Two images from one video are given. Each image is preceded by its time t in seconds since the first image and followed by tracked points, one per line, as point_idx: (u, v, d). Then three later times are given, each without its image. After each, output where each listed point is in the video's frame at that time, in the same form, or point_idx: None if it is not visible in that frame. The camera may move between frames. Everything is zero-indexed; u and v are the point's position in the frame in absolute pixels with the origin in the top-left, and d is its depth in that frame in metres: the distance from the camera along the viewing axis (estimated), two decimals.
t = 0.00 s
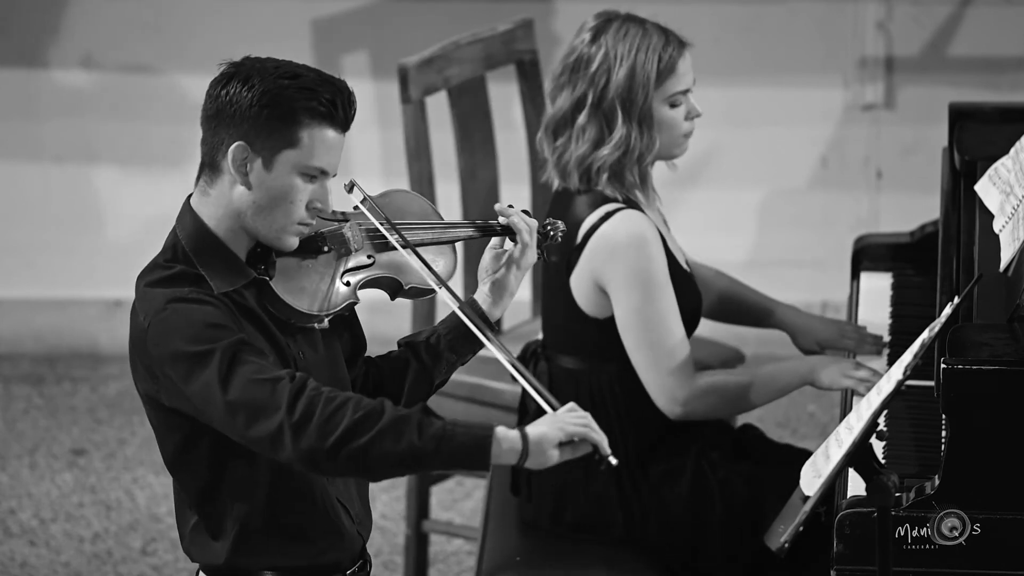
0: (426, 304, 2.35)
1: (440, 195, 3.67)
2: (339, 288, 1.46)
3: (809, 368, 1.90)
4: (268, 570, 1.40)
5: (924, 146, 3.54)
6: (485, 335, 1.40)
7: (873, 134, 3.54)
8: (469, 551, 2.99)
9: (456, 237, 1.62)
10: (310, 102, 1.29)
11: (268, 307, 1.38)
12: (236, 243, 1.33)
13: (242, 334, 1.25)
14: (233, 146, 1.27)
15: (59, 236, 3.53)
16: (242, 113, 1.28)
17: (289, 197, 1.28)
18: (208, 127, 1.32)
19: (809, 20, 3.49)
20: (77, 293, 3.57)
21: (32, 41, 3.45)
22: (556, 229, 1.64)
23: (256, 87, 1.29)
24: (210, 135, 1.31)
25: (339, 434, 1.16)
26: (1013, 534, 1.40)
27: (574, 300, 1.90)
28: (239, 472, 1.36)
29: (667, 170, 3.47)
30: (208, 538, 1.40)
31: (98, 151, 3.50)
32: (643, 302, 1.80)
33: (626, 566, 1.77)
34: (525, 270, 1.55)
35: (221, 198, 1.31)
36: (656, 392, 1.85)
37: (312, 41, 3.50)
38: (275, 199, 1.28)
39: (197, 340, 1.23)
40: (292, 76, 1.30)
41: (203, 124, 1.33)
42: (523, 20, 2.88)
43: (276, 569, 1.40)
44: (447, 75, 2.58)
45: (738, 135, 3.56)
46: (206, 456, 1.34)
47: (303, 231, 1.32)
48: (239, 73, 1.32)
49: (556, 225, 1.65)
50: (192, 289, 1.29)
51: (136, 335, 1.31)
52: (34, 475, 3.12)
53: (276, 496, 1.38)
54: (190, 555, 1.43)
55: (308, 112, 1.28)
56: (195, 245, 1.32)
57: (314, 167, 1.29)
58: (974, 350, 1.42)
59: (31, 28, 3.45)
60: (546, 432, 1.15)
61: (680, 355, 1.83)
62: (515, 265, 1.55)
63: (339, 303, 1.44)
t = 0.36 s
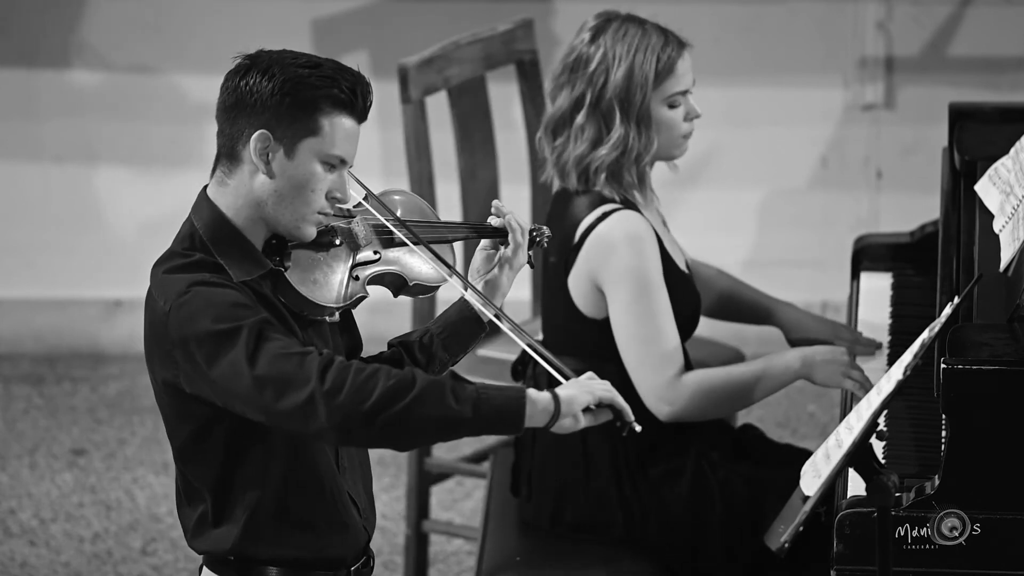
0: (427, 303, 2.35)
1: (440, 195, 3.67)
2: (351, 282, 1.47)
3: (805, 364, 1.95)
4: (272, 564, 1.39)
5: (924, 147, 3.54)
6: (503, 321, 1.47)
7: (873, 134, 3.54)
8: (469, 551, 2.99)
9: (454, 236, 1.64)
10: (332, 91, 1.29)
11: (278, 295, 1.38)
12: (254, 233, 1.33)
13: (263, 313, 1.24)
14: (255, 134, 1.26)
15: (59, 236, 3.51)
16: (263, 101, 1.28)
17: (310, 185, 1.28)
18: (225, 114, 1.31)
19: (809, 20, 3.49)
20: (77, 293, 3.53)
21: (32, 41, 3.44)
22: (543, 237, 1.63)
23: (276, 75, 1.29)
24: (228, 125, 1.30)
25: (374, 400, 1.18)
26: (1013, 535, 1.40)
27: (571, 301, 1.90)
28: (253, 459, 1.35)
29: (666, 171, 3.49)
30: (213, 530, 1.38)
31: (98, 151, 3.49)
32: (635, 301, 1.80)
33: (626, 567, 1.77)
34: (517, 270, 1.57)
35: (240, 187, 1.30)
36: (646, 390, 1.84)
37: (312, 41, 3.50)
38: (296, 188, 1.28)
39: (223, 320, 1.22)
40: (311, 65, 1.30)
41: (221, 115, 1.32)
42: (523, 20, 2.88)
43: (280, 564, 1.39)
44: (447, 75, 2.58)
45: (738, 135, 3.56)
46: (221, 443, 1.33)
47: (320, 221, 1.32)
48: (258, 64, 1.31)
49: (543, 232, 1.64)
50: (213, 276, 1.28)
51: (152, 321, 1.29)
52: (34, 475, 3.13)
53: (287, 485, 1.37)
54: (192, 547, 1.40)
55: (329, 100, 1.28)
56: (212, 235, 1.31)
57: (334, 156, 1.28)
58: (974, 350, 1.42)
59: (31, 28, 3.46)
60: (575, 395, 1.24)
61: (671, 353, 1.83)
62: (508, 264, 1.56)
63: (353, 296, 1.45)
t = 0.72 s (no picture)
0: (427, 303, 2.35)
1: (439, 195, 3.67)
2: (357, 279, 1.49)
3: (805, 394, 1.83)
4: (275, 561, 1.37)
5: (924, 146, 3.54)
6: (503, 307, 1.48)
7: (873, 134, 3.54)
8: (469, 551, 2.99)
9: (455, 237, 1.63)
10: (346, 83, 1.29)
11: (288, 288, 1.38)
12: (267, 225, 1.33)
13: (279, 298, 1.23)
14: (271, 125, 1.26)
15: (58, 236, 3.52)
16: (278, 93, 1.27)
17: (325, 177, 1.27)
18: (238, 106, 1.31)
19: (809, 21, 3.50)
20: (77, 292, 3.54)
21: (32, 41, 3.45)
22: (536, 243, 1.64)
23: (290, 68, 1.29)
24: (242, 118, 1.30)
25: (400, 372, 1.16)
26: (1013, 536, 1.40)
27: (569, 301, 1.89)
28: (265, 450, 1.34)
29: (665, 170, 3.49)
30: (218, 523, 1.36)
31: (99, 151, 3.50)
32: (633, 301, 1.80)
33: (625, 567, 1.77)
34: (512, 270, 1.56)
35: (255, 179, 1.29)
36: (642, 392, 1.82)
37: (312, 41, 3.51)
38: (311, 179, 1.27)
39: (242, 302, 1.20)
40: (325, 58, 1.31)
41: (233, 109, 1.31)
42: (523, 20, 2.88)
43: (284, 561, 1.37)
44: (447, 75, 2.59)
45: (737, 135, 3.56)
46: (234, 431, 1.32)
47: (335, 215, 1.31)
48: (271, 58, 1.31)
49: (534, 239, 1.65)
50: (228, 264, 1.27)
51: (166, 309, 1.26)
52: (34, 475, 3.13)
53: (296, 477, 1.35)
54: (196, 540, 1.38)
55: (343, 92, 1.29)
56: (226, 226, 1.30)
57: (348, 148, 1.28)
58: (974, 350, 1.42)
59: (31, 28, 3.46)
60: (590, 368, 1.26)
61: (668, 356, 1.82)
62: (503, 265, 1.56)
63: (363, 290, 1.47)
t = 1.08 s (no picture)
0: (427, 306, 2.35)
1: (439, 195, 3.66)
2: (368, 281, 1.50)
3: (805, 395, 1.84)
4: (278, 556, 1.37)
5: (924, 146, 3.54)
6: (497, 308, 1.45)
7: (873, 134, 3.55)
8: (469, 551, 2.98)
9: (461, 241, 1.63)
10: (365, 82, 1.31)
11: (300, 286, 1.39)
12: (281, 221, 1.34)
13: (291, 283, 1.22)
14: (290, 121, 1.27)
15: (59, 236, 3.48)
16: (298, 90, 1.29)
17: (342, 175, 1.29)
18: (257, 100, 1.32)
19: (810, 21, 3.50)
20: (77, 292, 3.49)
21: (32, 41, 3.45)
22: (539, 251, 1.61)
23: (310, 66, 1.31)
24: (262, 114, 1.31)
25: (414, 346, 1.17)
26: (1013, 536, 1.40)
27: (569, 300, 1.89)
28: (273, 441, 1.33)
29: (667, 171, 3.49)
30: (224, 514, 1.35)
31: (99, 150, 3.49)
32: (633, 302, 1.80)
33: (624, 567, 1.77)
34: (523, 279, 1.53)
35: (272, 175, 1.30)
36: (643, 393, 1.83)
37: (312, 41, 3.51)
38: (328, 176, 1.28)
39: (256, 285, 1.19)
40: (345, 56, 1.33)
41: (252, 105, 1.32)
42: (523, 19, 2.88)
43: (287, 556, 1.37)
44: (447, 74, 2.58)
45: (738, 135, 3.56)
46: (243, 422, 1.31)
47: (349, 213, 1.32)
48: (290, 56, 1.33)
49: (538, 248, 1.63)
50: (240, 253, 1.27)
51: (177, 296, 1.25)
52: (34, 475, 3.27)
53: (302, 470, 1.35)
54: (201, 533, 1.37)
55: (362, 91, 1.31)
56: (242, 221, 1.32)
57: (365, 147, 1.30)
58: (974, 350, 1.42)
59: (31, 27, 3.45)
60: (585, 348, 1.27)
61: (668, 355, 1.82)
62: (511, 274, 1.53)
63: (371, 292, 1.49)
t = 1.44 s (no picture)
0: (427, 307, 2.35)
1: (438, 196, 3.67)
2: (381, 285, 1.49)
3: (827, 369, 1.84)
4: (281, 555, 1.35)
5: (924, 146, 3.54)
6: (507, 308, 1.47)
7: (873, 134, 3.54)
8: (470, 551, 2.99)
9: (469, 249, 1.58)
10: (389, 83, 1.30)
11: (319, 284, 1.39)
12: (300, 220, 1.33)
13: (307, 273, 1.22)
14: (314, 119, 1.27)
15: (60, 236, 3.50)
16: (322, 88, 1.28)
17: (364, 175, 1.28)
18: (279, 97, 1.31)
19: (809, 21, 3.51)
20: (78, 292, 3.52)
21: (32, 41, 3.45)
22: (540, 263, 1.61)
23: (335, 65, 1.30)
24: (285, 111, 1.30)
25: (435, 328, 1.16)
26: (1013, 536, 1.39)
27: (568, 300, 1.89)
28: (284, 435, 1.32)
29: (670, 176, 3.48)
30: (230, 506, 1.34)
31: (98, 151, 3.49)
32: (641, 302, 1.79)
33: (624, 567, 1.77)
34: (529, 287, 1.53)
35: (292, 173, 1.30)
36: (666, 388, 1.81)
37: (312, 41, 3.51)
38: (349, 176, 1.28)
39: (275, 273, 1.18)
40: (369, 57, 1.31)
41: (275, 100, 1.31)
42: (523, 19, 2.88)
43: (290, 556, 1.35)
44: (447, 74, 2.59)
45: (738, 136, 3.56)
46: (256, 413, 1.30)
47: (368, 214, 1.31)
48: (315, 54, 1.32)
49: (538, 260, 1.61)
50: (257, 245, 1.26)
51: (195, 284, 1.24)
52: (34, 475, 3.20)
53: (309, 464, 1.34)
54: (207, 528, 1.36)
55: (385, 92, 1.30)
56: (260, 216, 1.31)
57: (387, 148, 1.29)
58: (974, 350, 1.42)
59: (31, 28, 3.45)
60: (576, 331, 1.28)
61: (687, 351, 1.80)
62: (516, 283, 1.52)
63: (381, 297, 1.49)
